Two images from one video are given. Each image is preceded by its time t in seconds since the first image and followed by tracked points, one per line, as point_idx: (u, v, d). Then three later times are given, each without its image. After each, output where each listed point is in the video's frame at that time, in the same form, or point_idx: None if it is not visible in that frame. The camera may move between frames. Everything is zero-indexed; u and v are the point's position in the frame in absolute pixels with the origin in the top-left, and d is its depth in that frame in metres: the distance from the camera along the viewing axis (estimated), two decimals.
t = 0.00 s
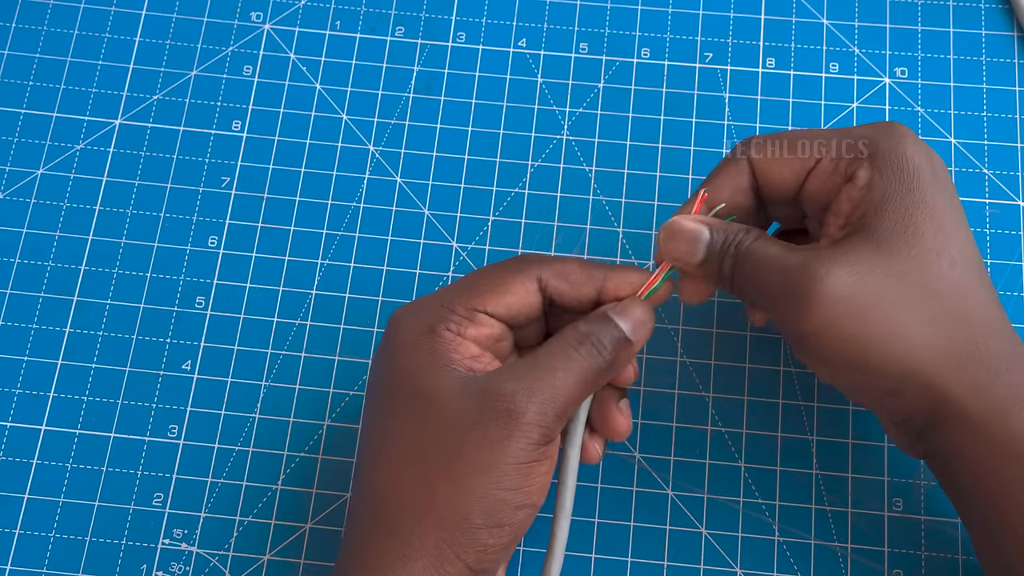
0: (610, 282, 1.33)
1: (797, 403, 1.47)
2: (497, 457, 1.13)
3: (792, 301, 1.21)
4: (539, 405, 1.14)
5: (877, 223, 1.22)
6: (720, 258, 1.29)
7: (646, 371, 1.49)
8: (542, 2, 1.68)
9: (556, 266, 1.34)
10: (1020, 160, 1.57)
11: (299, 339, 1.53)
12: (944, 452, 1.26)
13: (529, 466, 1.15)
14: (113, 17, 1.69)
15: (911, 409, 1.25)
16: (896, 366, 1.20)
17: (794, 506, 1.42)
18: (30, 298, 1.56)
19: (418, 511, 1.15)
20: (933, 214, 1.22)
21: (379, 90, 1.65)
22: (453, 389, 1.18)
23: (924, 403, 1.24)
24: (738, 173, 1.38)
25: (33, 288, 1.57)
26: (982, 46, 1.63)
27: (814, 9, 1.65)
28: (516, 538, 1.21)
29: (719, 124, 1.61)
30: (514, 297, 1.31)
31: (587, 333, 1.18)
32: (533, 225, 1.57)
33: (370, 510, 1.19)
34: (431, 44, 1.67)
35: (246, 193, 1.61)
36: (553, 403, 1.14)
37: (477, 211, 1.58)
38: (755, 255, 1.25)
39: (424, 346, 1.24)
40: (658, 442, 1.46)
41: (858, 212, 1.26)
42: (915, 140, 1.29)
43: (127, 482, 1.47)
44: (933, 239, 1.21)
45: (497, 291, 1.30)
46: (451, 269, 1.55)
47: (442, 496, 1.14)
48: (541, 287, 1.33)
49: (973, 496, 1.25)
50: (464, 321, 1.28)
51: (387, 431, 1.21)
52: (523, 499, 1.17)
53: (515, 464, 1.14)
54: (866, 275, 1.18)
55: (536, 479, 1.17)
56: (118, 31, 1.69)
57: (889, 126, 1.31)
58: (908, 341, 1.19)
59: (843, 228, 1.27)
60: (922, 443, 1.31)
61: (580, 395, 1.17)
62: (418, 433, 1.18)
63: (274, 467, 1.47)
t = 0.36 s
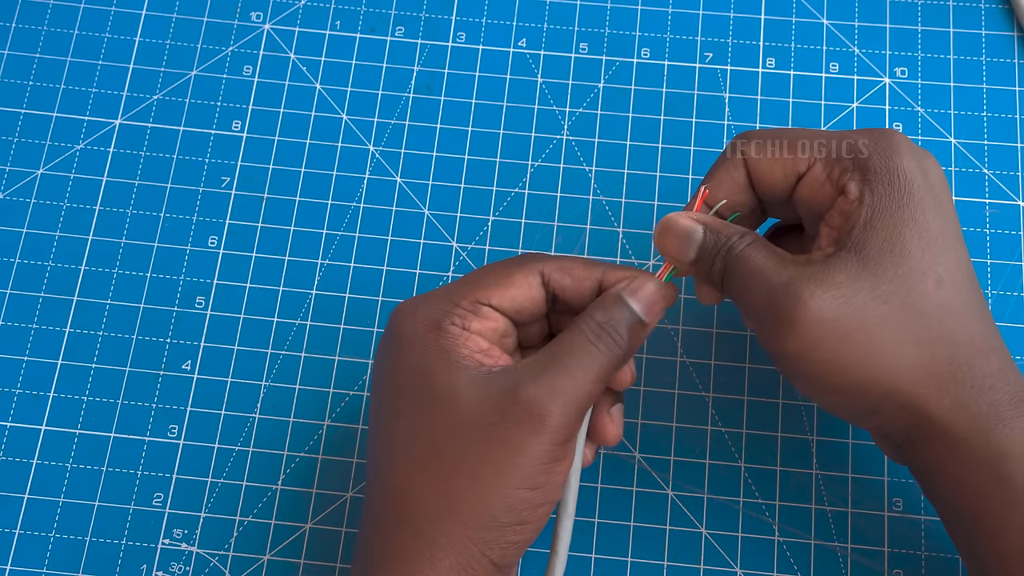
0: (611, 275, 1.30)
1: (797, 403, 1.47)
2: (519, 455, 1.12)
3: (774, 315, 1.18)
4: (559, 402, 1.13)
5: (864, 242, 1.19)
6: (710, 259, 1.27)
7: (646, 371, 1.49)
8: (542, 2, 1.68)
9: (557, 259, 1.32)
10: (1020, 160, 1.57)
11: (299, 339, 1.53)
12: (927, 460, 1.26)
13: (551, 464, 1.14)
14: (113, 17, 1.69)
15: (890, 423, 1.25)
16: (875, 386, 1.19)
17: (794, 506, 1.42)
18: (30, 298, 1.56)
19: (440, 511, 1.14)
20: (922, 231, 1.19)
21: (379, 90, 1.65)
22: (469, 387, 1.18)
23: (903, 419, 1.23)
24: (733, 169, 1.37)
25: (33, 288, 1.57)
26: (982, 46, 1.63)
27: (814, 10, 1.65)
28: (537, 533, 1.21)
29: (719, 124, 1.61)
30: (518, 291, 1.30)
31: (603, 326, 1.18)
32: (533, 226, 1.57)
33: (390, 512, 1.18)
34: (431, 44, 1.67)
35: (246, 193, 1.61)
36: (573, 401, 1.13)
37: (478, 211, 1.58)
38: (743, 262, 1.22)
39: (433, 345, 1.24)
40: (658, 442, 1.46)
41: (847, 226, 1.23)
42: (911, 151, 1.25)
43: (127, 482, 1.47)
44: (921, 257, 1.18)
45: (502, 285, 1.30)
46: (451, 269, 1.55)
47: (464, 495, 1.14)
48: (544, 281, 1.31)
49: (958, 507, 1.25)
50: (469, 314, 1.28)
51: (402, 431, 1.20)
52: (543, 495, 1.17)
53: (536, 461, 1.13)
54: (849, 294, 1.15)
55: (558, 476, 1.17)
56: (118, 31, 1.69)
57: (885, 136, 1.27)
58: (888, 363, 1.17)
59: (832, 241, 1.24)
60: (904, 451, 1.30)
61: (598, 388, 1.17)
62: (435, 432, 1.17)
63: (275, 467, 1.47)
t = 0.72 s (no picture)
0: (609, 274, 1.30)
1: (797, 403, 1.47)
2: (536, 448, 1.14)
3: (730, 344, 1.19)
4: (574, 395, 1.15)
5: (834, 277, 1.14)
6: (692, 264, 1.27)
7: (646, 371, 1.49)
8: (542, 2, 1.68)
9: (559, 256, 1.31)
10: (1020, 160, 1.57)
11: (299, 339, 1.53)
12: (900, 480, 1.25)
13: (564, 455, 1.16)
14: (113, 17, 1.69)
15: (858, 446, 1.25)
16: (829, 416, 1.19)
17: (794, 506, 1.42)
18: (30, 298, 1.56)
19: (455, 509, 1.14)
20: (900, 269, 1.13)
21: (379, 90, 1.65)
22: (479, 385, 1.18)
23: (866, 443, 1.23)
24: (730, 172, 1.35)
25: (33, 288, 1.57)
26: (982, 46, 1.63)
27: (814, 9, 1.65)
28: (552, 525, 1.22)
29: (719, 124, 1.61)
30: (521, 288, 1.29)
31: (611, 321, 1.19)
32: (533, 226, 1.57)
33: (402, 513, 1.17)
34: (431, 44, 1.67)
35: (246, 193, 1.61)
36: (587, 394, 1.15)
37: (478, 212, 1.58)
38: (718, 273, 1.22)
39: (441, 345, 1.23)
40: (658, 442, 1.46)
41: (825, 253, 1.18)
42: (908, 178, 1.16)
43: (126, 482, 1.47)
44: (892, 298, 1.13)
45: (505, 284, 1.28)
46: (451, 269, 1.55)
47: (478, 491, 1.14)
48: (546, 278, 1.30)
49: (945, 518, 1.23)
50: (474, 315, 1.27)
51: (410, 432, 1.19)
52: (558, 487, 1.18)
53: (551, 454, 1.15)
54: (804, 334, 1.14)
55: (571, 467, 1.19)
56: (117, 31, 1.69)
57: (886, 160, 1.18)
58: (836, 402, 1.17)
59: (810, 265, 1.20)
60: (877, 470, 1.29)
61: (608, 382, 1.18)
62: (444, 431, 1.16)
63: (275, 467, 1.47)
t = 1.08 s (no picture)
0: (601, 270, 1.31)
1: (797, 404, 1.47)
2: (525, 444, 1.14)
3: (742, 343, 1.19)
4: (562, 392, 1.15)
5: (846, 269, 1.15)
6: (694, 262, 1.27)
7: (645, 371, 1.48)
8: (542, 2, 1.68)
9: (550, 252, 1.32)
10: (1020, 160, 1.57)
11: (299, 339, 1.53)
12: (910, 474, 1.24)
13: (553, 452, 1.16)
14: (113, 17, 1.69)
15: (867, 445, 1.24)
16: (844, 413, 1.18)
17: (794, 506, 1.42)
18: (30, 298, 1.56)
19: (444, 504, 1.14)
20: (907, 256, 1.15)
21: (379, 89, 1.65)
22: (468, 381, 1.18)
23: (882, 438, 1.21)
24: (731, 172, 1.34)
25: (33, 288, 1.57)
26: (982, 46, 1.62)
27: (814, 9, 1.65)
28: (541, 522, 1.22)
29: (719, 124, 1.61)
30: (511, 284, 1.30)
31: (599, 317, 1.19)
32: (533, 226, 1.57)
33: (391, 508, 1.17)
34: (431, 44, 1.67)
35: (246, 193, 1.61)
36: (575, 390, 1.15)
37: (478, 212, 1.58)
38: (724, 269, 1.21)
39: (432, 341, 1.23)
40: (658, 442, 1.46)
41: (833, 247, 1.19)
42: (909, 170, 1.19)
43: (126, 482, 1.47)
44: (900, 289, 1.14)
45: (496, 281, 1.29)
46: (451, 268, 1.55)
47: (466, 487, 1.14)
48: (536, 275, 1.31)
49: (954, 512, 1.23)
50: (464, 312, 1.28)
51: (400, 427, 1.19)
52: (547, 483, 1.17)
53: (540, 450, 1.14)
54: (821, 326, 1.14)
55: (561, 465, 1.18)
56: (117, 31, 1.69)
57: (889, 156, 1.20)
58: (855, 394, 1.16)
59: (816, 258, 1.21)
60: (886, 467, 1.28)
61: (597, 378, 1.18)
62: (433, 427, 1.16)
63: (275, 467, 1.47)
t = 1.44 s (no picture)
0: (610, 278, 1.31)
1: (797, 403, 1.47)
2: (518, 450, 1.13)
3: (788, 295, 1.17)
4: (560, 401, 1.14)
5: (882, 227, 1.19)
6: (712, 243, 1.26)
7: (646, 371, 1.49)
8: (542, 2, 1.68)
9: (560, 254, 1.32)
10: (1020, 160, 1.57)
11: (299, 339, 1.53)
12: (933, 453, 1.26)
13: (547, 459, 1.15)
14: (113, 17, 1.69)
15: (900, 413, 1.24)
16: (887, 373, 1.18)
17: (794, 506, 1.42)
18: (30, 298, 1.56)
19: (432, 503, 1.14)
20: (935, 218, 1.19)
21: (379, 90, 1.65)
22: (467, 382, 1.18)
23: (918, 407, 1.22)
24: (742, 166, 1.38)
25: (33, 288, 1.57)
26: (982, 46, 1.62)
27: (814, 9, 1.65)
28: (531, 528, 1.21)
29: (719, 124, 1.61)
30: (520, 283, 1.30)
31: (603, 325, 1.17)
32: (533, 226, 1.57)
33: (381, 503, 1.17)
34: (431, 44, 1.67)
35: (246, 193, 1.61)
36: (574, 400, 1.14)
37: (478, 212, 1.58)
38: (752, 245, 1.22)
39: (438, 338, 1.24)
40: (658, 442, 1.46)
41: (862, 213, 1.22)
42: (920, 141, 1.25)
43: (126, 482, 1.47)
44: (933, 248, 1.18)
45: (505, 279, 1.29)
46: (451, 268, 1.55)
47: (456, 487, 1.14)
48: (545, 277, 1.31)
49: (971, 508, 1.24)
50: (471, 309, 1.29)
51: (396, 422, 1.20)
52: (538, 490, 1.17)
53: (532, 457, 1.14)
54: (869, 276, 1.15)
55: (554, 471, 1.17)
56: (117, 31, 1.69)
57: (898, 130, 1.26)
58: (896, 349, 1.17)
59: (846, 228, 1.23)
60: (910, 444, 1.29)
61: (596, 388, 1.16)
62: (429, 424, 1.17)
63: (275, 467, 1.47)
